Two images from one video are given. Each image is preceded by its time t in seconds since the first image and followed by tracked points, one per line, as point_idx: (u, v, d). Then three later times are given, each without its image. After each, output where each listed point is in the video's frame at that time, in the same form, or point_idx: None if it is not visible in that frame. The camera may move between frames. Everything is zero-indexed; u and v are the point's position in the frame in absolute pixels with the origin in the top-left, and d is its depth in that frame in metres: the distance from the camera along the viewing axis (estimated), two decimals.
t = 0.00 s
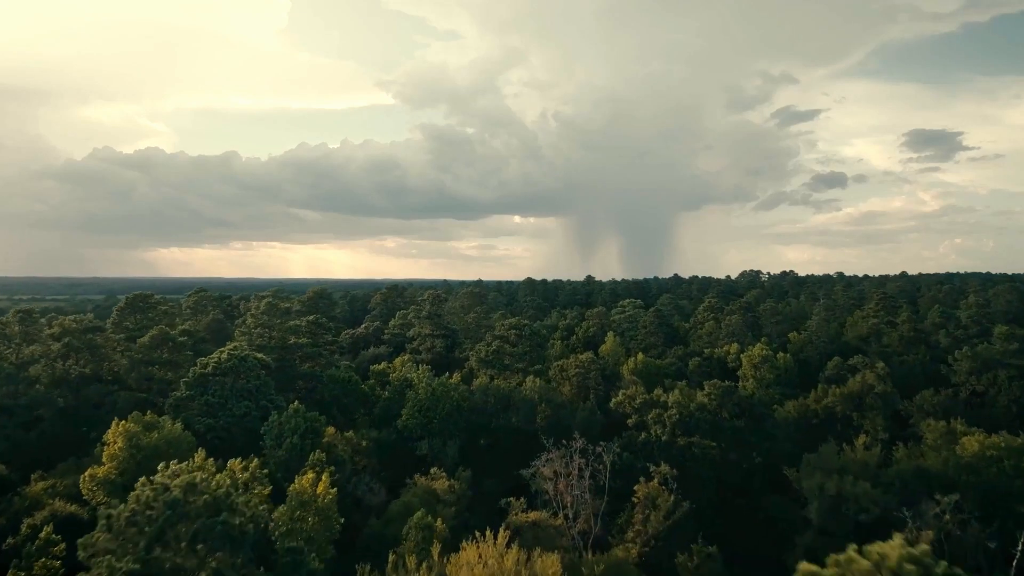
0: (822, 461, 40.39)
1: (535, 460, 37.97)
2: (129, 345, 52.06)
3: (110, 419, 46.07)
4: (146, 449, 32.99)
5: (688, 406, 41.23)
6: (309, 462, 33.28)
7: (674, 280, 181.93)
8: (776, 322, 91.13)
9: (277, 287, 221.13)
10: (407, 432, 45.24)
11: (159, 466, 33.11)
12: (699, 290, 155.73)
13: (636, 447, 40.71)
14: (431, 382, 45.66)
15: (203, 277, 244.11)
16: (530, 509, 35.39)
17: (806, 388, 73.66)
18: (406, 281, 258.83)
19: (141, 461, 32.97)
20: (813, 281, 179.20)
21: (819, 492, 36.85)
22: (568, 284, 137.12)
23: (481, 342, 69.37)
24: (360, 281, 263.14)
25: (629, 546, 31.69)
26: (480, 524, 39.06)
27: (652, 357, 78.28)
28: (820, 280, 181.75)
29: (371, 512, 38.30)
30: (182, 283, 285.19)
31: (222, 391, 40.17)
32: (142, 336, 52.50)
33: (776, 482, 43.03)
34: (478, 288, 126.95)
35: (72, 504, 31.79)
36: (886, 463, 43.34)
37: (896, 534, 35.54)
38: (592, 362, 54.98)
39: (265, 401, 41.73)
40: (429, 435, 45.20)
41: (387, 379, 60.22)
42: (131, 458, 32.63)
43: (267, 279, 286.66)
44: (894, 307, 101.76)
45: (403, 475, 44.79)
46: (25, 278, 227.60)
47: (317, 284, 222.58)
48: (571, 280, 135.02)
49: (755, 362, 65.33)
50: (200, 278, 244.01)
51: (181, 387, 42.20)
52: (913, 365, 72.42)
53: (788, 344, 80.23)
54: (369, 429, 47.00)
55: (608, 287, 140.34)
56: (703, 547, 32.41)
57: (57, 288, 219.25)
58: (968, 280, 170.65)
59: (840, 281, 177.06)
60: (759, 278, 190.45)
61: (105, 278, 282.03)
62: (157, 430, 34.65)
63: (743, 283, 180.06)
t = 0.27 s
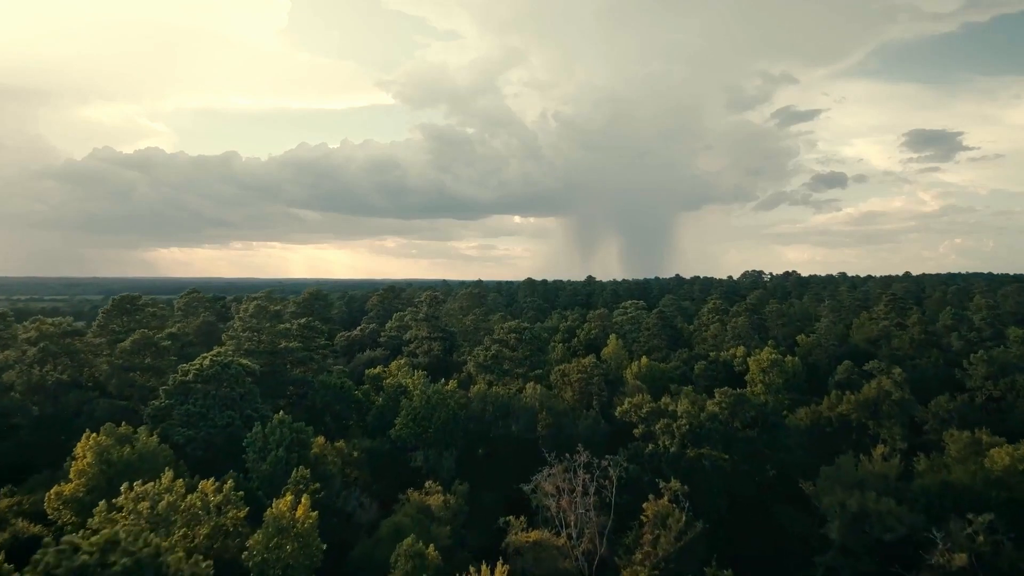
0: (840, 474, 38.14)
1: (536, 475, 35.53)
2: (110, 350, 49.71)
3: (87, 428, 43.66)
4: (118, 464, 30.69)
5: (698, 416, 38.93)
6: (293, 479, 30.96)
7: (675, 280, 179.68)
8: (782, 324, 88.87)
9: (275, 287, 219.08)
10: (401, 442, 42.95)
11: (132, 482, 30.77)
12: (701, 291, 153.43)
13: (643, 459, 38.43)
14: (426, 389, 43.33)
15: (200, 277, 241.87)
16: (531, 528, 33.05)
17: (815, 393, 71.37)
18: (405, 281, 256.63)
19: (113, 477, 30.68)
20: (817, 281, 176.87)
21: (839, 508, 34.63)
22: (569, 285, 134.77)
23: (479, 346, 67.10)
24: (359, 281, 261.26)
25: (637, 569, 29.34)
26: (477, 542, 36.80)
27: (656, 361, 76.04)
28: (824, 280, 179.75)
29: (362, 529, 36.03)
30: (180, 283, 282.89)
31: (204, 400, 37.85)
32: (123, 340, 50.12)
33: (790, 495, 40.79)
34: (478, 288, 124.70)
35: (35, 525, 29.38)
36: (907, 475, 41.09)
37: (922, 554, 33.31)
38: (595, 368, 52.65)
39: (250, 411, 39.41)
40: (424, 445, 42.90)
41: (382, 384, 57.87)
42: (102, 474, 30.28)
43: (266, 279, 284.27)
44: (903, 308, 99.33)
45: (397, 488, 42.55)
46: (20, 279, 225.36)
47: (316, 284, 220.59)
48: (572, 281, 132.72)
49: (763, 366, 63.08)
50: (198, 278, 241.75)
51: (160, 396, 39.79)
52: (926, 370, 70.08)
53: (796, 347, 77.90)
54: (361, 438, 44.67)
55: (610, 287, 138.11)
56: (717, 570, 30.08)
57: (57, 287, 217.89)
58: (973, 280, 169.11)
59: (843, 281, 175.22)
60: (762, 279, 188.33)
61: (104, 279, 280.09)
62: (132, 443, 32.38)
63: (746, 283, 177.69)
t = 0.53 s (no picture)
0: (856, 485, 36.35)
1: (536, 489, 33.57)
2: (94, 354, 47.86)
3: (69, 437, 41.86)
4: (91, 478, 28.74)
5: (707, 424, 37.10)
6: (277, 494, 29.09)
7: (677, 280, 177.58)
8: (788, 325, 86.97)
9: (274, 288, 217.32)
10: (396, 451, 41.17)
11: (107, 497, 28.90)
12: (704, 291, 151.46)
13: (649, 470, 36.63)
14: (421, 396, 41.45)
15: (200, 277, 239.97)
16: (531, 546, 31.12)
17: (824, 397, 69.43)
18: (405, 281, 254.83)
19: (86, 491, 28.77)
20: (820, 281, 174.65)
21: (858, 523, 32.93)
22: (570, 286, 132.88)
23: (478, 349, 65.27)
24: (359, 282, 259.39)
25: None
26: (475, 558, 34.94)
27: (659, 363, 74.29)
28: (827, 280, 177.81)
29: (354, 543, 34.31)
30: (180, 283, 281.11)
31: (188, 408, 35.96)
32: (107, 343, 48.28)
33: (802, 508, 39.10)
34: (477, 288, 122.88)
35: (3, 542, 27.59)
36: (925, 486, 39.33)
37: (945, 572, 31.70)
38: (597, 372, 51.68)
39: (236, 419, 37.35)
40: (419, 454, 41.10)
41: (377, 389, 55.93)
42: (73, 490, 28.33)
43: (266, 279, 282.39)
44: (911, 309, 97.26)
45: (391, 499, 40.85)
46: (19, 279, 222.25)
47: (316, 284, 218.96)
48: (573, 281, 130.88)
49: (770, 370, 61.37)
50: (198, 278, 239.86)
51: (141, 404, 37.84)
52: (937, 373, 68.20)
53: (803, 349, 76.06)
54: (354, 446, 42.85)
55: (611, 287, 136.20)
56: None
57: (55, 287, 215.82)
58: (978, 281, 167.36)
59: (847, 281, 173.46)
60: (764, 279, 186.22)
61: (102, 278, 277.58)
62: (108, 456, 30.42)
63: (749, 283, 175.48)
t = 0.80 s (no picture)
0: (878, 501, 34.24)
1: (538, 507, 31.18)
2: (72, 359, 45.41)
3: (42, 448, 39.45)
4: (53, 498, 26.31)
5: (719, 436, 34.78)
6: (254, 517, 26.90)
7: (679, 280, 175.27)
8: (796, 327, 84.67)
9: (273, 288, 214.98)
10: (390, 463, 39.03)
11: (71, 518, 26.50)
12: (706, 292, 149.33)
13: (657, 485, 34.34)
14: (416, 404, 39.26)
15: (199, 277, 237.56)
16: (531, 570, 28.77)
17: (834, 403, 67.20)
18: (405, 281, 252.72)
19: (47, 513, 26.31)
20: (824, 282, 172.33)
21: (886, 546, 31.18)
22: (570, 286, 130.70)
23: (477, 353, 63.10)
24: (359, 282, 257.48)
25: None
26: None
27: (664, 367, 72.16)
28: (831, 280, 175.47)
29: (343, 564, 32.00)
30: (179, 283, 278.95)
31: (164, 419, 33.60)
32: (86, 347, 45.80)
33: (819, 524, 36.90)
34: (476, 289, 120.59)
35: None
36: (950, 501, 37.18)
37: None
38: (600, 378, 49.87)
39: (217, 430, 35.03)
40: (415, 466, 38.94)
41: (371, 394, 53.68)
42: (32, 510, 25.87)
43: (265, 279, 279.99)
44: (922, 310, 94.87)
45: (384, 514, 38.70)
46: (16, 279, 219.02)
47: (314, 284, 216.53)
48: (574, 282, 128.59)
49: (780, 374, 59.27)
50: (196, 278, 237.46)
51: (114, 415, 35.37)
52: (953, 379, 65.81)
53: (812, 353, 73.79)
54: (345, 457, 40.62)
55: (613, 288, 133.86)
56: None
57: (52, 286, 213.53)
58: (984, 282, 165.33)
59: (851, 282, 171.13)
60: (767, 279, 183.96)
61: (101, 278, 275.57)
62: (73, 473, 27.94)
63: (752, 284, 173.07)
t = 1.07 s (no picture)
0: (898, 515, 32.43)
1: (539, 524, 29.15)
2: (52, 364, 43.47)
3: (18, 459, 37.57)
4: (18, 518, 24.48)
5: (732, 446, 32.84)
6: (231, 539, 25.07)
7: (680, 280, 173.54)
8: (802, 329, 82.83)
9: (272, 288, 213.14)
10: (384, 474, 37.16)
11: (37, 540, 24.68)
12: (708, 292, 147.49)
13: (665, 498, 32.45)
14: (410, 412, 37.39)
15: (198, 277, 235.16)
16: None
17: (843, 407, 65.39)
18: (406, 282, 250.92)
19: (11, 534, 24.49)
20: (826, 282, 170.59)
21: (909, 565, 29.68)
22: (571, 287, 128.96)
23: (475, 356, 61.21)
24: (358, 283, 255.80)
25: None
26: None
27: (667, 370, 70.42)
28: (834, 280, 173.34)
29: None
30: (178, 283, 276.98)
31: (143, 429, 31.62)
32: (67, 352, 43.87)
33: (834, 538, 35.09)
34: (475, 289, 118.83)
35: None
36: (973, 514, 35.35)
37: None
38: (603, 382, 48.15)
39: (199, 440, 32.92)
40: (409, 477, 37.07)
41: (366, 399, 51.79)
42: None
43: (266, 279, 278.13)
44: (930, 310, 92.95)
45: (378, 527, 36.89)
46: (13, 279, 216.90)
47: (314, 284, 214.70)
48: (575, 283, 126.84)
49: (788, 378, 57.45)
50: (195, 278, 234.93)
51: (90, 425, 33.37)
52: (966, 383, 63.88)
53: (819, 355, 71.93)
54: (337, 467, 38.75)
55: (614, 288, 131.99)
56: None
57: (48, 286, 211.31)
58: (989, 284, 163.56)
59: (854, 282, 169.13)
60: (769, 279, 182.39)
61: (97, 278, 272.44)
62: (41, 489, 26.05)
63: (754, 284, 171.32)
